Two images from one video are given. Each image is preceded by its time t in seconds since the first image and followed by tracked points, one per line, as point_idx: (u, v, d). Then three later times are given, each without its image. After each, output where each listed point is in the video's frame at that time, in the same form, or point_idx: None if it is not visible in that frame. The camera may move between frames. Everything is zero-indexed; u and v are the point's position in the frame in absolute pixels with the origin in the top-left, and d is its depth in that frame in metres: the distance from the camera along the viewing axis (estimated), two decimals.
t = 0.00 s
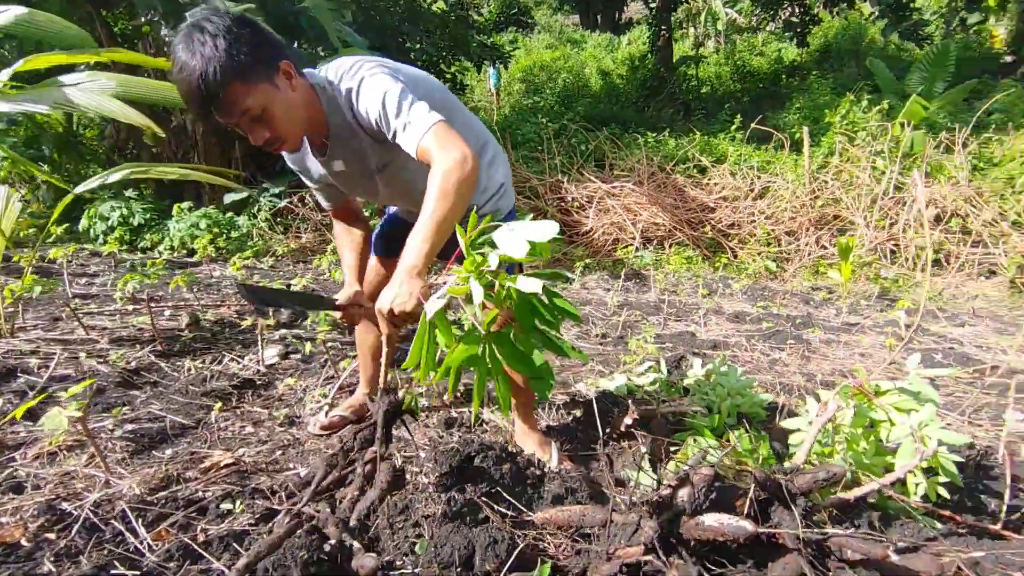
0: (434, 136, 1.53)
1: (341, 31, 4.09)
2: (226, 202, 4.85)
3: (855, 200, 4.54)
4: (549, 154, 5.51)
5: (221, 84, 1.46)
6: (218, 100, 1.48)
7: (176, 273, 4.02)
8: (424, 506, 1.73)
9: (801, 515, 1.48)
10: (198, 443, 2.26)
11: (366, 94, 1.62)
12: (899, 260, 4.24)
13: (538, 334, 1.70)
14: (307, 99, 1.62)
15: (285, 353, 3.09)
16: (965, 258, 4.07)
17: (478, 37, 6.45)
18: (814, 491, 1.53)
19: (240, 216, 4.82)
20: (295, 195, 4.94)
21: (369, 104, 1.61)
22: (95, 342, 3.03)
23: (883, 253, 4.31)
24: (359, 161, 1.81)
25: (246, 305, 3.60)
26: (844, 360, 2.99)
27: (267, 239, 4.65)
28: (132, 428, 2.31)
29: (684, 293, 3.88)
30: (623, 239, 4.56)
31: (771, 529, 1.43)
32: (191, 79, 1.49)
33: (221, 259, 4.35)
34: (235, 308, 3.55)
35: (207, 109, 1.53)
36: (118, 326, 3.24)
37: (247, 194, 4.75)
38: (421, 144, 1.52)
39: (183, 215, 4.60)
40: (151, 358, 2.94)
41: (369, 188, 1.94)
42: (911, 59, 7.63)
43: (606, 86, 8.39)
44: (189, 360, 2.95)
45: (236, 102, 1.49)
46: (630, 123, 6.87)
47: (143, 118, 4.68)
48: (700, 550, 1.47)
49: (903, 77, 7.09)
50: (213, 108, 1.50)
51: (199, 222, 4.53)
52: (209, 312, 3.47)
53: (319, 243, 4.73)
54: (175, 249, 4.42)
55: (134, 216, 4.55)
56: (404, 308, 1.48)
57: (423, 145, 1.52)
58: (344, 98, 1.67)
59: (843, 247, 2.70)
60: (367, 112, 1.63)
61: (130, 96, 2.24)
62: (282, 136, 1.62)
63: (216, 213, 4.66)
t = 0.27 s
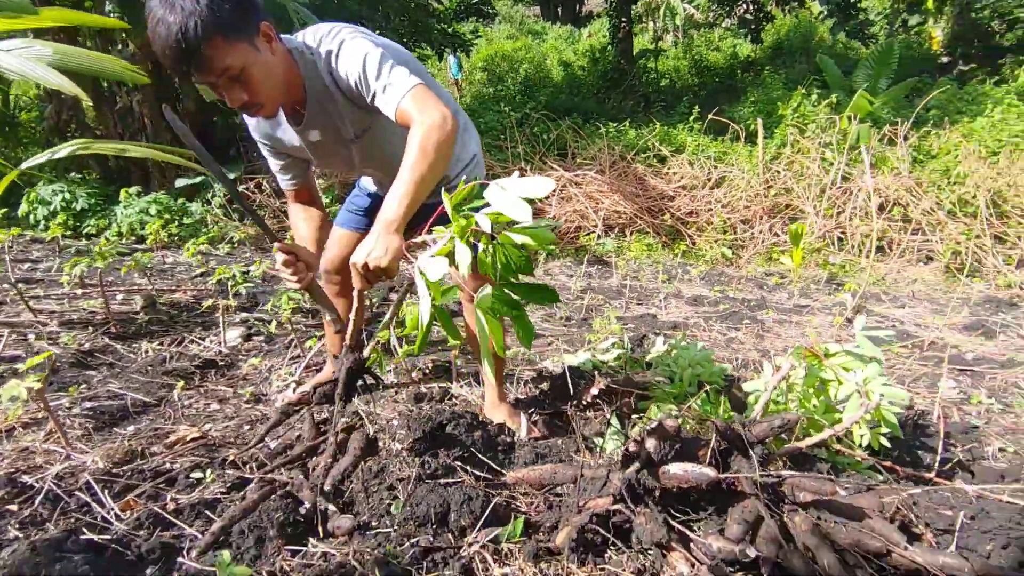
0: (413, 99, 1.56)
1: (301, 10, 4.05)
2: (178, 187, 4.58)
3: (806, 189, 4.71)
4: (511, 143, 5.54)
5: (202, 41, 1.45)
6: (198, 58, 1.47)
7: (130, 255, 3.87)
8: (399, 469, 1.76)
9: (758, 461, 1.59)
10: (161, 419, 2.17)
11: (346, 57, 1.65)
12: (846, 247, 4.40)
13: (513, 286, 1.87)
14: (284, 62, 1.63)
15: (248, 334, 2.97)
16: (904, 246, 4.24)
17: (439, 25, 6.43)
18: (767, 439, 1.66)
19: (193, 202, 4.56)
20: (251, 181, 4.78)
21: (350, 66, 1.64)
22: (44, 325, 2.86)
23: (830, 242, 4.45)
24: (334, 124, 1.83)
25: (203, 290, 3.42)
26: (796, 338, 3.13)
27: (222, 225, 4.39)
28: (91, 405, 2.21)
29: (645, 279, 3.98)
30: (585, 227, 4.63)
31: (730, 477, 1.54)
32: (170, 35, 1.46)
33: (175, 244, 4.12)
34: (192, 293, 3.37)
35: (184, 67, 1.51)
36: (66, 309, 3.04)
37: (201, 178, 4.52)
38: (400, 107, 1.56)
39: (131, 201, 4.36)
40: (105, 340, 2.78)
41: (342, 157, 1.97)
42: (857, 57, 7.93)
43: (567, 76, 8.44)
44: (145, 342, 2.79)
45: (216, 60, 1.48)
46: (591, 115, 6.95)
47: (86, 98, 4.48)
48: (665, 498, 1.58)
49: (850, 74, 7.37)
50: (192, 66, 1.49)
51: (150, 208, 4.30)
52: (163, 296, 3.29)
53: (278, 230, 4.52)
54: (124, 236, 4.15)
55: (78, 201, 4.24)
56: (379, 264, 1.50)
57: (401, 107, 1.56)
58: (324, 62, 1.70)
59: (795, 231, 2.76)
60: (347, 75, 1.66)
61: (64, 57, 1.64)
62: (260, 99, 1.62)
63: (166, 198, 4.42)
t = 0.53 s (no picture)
0: (424, 110, 1.68)
1: (302, 13, 4.13)
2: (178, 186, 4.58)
3: (798, 188, 4.82)
4: (509, 142, 5.62)
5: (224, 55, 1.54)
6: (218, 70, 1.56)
7: (136, 252, 3.92)
8: (408, 454, 1.88)
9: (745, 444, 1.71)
10: (176, 411, 2.26)
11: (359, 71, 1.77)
12: (838, 245, 4.51)
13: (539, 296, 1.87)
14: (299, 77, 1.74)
15: (255, 330, 2.99)
16: (895, 243, 4.36)
17: (436, 25, 6.51)
18: (755, 422, 1.75)
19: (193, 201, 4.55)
20: (250, 180, 4.71)
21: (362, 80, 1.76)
22: (55, 321, 2.84)
23: (823, 239, 4.57)
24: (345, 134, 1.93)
25: (207, 288, 3.42)
26: (786, 334, 3.23)
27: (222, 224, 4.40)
28: (109, 396, 2.30)
29: (640, 277, 4.08)
30: (581, 226, 4.77)
31: (718, 458, 1.67)
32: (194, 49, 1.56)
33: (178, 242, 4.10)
34: (196, 291, 3.37)
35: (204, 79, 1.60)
36: (75, 306, 3.04)
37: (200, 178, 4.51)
38: (412, 118, 1.67)
39: (132, 200, 4.36)
40: (115, 335, 2.78)
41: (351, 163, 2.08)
42: (849, 57, 8.04)
43: (563, 76, 8.52)
44: (155, 338, 2.83)
45: (237, 77, 1.58)
46: (587, 114, 7.04)
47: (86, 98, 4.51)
48: (658, 478, 1.72)
49: (843, 74, 7.47)
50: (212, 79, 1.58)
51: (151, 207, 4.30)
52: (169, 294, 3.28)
53: (277, 229, 4.51)
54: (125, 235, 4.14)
55: (79, 199, 4.25)
56: (416, 267, 1.63)
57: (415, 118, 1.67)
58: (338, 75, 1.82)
59: (788, 230, 2.95)
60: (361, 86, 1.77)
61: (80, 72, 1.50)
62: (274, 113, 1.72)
63: (166, 197, 4.42)
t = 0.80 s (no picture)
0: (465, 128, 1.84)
1: (320, 25, 4.24)
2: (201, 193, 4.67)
3: (812, 194, 4.85)
4: (523, 149, 5.69)
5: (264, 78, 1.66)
6: (256, 91, 1.67)
7: (164, 257, 4.04)
8: (430, 454, 1.97)
9: (755, 444, 1.78)
10: (208, 411, 2.36)
11: (394, 90, 1.87)
12: (852, 250, 4.54)
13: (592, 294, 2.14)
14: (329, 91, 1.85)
15: (279, 334, 3.07)
16: (912, 248, 4.38)
17: (450, 34, 6.61)
18: (763, 424, 1.83)
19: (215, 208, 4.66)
20: (269, 188, 4.76)
21: (396, 98, 1.87)
22: (90, 326, 2.96)
23: (838, 244, 4.60)
24: (368, 148, 2.02)
25: (231, 293, 3.52)
26: (799, 338, 3.27)
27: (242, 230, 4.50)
28: (145, 397, 2.40)
29: (654, 282, 4.13)
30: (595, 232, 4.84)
31: (730, 458, 1.75)
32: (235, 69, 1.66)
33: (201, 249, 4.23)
34: (220, 296, 3.47)
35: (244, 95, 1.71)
36: (108, 310, 3.15)
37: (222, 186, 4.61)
38: (456, 135, 1.82)
39: (157, 208, 4.47)
40: (147, 340, 2.89)
41: (370, 174, 2.15)
42: (864, 61, 8.03)
43: (577, 82, 8.59)
44: (184, 342, 2.92)
45: (275, 93, 1.69)
46: (600, 120, 7.11)
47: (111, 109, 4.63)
48: (671, 477, 1.78)
49: (857, 77, 7.47)
50: (251, 97, 1.69)
51: (174, 214, 4.40)
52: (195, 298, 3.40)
53: (296, 235, 4.60)
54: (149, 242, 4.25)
55: (106, 208, 4.39)
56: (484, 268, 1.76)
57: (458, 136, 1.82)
58: (366, 92, 1.91)
59: (802, 236, 3.03)
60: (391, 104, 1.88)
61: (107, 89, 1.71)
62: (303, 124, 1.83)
63: (190, 204, 4.54)
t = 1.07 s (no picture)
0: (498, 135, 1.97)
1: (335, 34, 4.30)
2: (219, 200, 4.72)
3: (827, 199, 4.83)
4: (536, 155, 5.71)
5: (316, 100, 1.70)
6: (307, 113, 1.71)
7: (183, 263, 4.10)
8: (443, 455, 1.99)
9: (768, 447, 1.77)
10: (225, 412, 2.39)
11: (431, 112, 1.90)
12: (868, 255, 4.51)
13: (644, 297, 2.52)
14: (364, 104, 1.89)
15: (294, 338, 3.10)
16: (929, 253, 4.34)
17: (463, 42, 6.66)
18: (777, 427, 1.79)
19: (232, 215, 4.69)
20: (285, 194, 4.84)
21: (431, 120, 1.90)
22: (112, 329, 3.02)
23: (853, 250, 4.58)
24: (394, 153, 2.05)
25: (248, 297, 3.56)
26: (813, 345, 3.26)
27: (260, 237, 4.54)
28: (166, 397, 2.45)
29: (667, 288, 4.13)
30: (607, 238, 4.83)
31: (742, 462, 1.73)
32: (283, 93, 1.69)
33: (218, 254, 4.30)
34: (238, 300, 3.51)
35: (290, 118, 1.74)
36: (129, 314, 3.22)
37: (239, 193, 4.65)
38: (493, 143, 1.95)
39: (176, 214, 4.53)
40: (167, 343, 2.94)
41: (389, 176, 2.16)
42: (880, 66, 7.98)
43: (589, 89, 8.62)
44: (202, 345, 2.96)
45: (315, 119, 1.74)
46: (612, 127, 7.12)
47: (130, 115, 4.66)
48: (682, 479, 1.78)
49: (873, 83, 7.43)
50: (300, 120, 1.72)
51: (193, 221, 4.45)
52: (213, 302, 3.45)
53: (312, 241, 4.65)
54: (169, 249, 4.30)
55: (127, 215, 4.45)
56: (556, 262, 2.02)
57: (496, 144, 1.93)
58: (395, 100, 1.93)
59: (816, 241, 3.04)
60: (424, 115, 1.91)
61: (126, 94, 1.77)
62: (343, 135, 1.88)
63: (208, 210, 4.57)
